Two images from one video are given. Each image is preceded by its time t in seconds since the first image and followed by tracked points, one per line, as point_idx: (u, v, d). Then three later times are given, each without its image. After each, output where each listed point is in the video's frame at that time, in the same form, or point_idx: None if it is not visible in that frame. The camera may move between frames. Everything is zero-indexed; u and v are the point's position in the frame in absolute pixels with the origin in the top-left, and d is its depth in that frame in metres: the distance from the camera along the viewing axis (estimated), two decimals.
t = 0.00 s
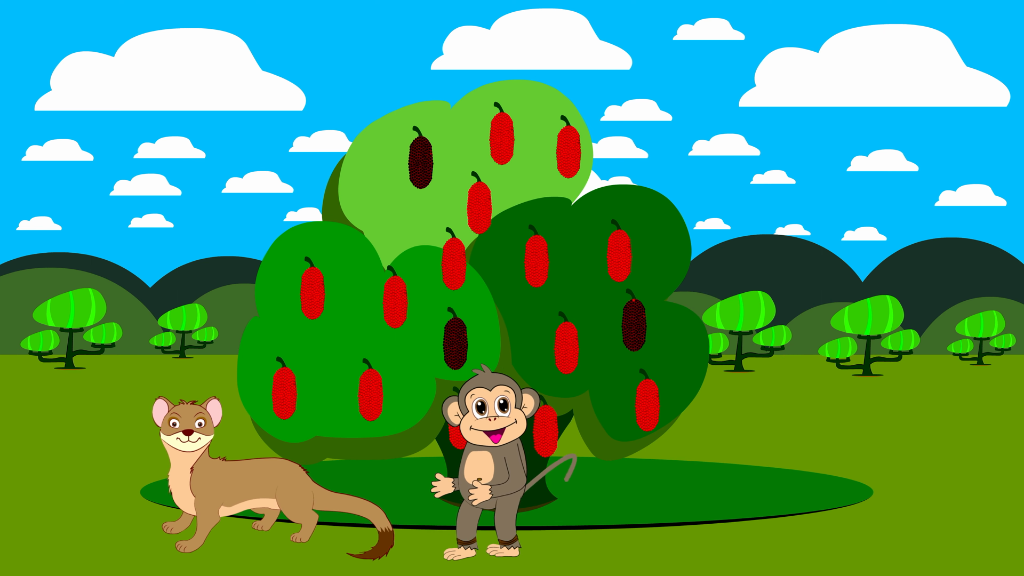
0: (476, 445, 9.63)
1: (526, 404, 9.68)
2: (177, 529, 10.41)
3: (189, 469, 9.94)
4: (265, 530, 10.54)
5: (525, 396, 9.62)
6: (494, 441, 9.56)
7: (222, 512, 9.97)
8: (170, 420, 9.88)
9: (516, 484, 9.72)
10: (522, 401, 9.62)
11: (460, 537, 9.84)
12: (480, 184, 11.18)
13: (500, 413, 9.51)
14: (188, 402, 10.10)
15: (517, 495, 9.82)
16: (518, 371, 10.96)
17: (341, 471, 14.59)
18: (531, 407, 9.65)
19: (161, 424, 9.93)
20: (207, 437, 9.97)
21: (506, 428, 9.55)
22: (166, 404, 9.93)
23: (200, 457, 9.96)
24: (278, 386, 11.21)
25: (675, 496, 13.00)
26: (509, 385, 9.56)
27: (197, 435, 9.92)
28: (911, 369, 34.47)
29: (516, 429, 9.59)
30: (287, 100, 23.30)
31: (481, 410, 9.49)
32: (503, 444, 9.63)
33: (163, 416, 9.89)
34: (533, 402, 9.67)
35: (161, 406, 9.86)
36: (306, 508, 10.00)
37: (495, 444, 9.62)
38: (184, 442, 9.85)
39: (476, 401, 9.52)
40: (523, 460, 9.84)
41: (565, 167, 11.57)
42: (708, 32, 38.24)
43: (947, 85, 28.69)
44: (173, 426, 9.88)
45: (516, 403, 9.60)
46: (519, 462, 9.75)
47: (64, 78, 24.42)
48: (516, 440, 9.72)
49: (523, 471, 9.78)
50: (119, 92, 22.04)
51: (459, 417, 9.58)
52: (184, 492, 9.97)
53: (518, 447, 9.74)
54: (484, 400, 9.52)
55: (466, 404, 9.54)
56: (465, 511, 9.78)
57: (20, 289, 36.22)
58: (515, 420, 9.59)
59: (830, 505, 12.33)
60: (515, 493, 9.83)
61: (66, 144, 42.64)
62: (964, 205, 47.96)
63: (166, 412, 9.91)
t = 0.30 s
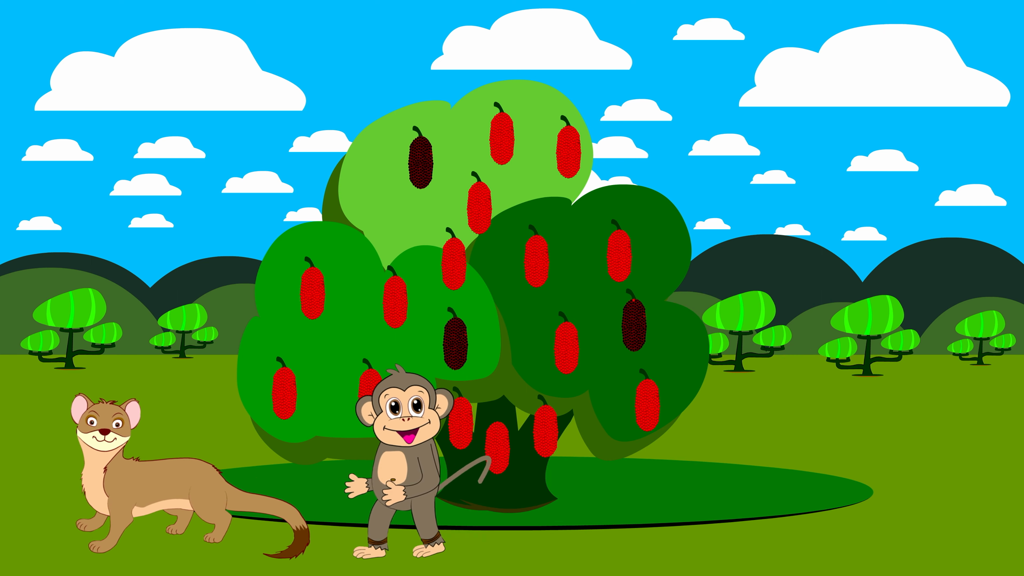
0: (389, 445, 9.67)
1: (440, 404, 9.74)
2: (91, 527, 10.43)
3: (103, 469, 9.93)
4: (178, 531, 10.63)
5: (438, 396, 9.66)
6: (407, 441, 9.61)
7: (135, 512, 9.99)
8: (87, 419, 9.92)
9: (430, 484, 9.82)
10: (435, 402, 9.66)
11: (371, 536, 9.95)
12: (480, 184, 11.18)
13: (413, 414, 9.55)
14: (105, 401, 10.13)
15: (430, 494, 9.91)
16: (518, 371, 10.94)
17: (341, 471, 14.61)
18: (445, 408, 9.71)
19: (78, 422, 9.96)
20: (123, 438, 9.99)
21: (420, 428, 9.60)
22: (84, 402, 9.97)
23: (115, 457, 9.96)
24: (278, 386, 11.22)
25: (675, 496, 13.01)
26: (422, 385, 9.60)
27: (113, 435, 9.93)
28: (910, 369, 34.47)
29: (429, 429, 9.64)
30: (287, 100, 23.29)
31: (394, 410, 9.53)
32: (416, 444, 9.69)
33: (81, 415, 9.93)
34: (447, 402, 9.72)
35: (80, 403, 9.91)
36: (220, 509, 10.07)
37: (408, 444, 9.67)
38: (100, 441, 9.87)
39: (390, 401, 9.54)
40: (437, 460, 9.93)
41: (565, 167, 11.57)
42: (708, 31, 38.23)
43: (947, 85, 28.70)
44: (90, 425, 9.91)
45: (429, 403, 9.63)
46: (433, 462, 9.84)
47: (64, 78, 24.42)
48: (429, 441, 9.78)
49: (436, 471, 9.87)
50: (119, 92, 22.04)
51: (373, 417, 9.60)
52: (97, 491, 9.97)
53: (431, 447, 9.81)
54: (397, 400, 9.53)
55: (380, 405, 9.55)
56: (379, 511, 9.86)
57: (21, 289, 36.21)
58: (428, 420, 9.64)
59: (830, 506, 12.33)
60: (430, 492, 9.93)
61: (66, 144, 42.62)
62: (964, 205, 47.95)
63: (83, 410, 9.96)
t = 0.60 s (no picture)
0: (303, 445, 9.61)
1: (354, 404, 9.64)
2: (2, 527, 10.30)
3: (16, 469, 9.86)
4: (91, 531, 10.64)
5: (352, 397, 9.57)
6: (321, 441, 9.55)
7: (49, 512, 9.97)
8: None
9: (343, 484, 9.79)
10: (349, 402, 9.58)
11: (286, 537, 9.90)
12: (480, 184, 11.18)
13: (327, 413, 9.48)
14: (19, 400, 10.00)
15: (343, 494, 9.87)
16: (518, 371, 10.91)
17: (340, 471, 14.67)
18: (359, 407, 9.63)
19: None
20: (36, 437, 9.89)
21: (333, 429, 9.54)
22: None
23: (28, 457, 9.89)
24: (278, 386, 11.19)
25: (675, 496, 13.00)
26: (337, 385, 9.50)
27: (26, 435, 9.83)
28: (910, 369, 34.47)
29: (343, 428, 9.59)
30: (286, 100, 23.30)
31: (308, 410, 9.44)
32: (330, 444, 9.63)
33: None
34: (361, 402, 9.64)
35: None
36: (133, 509, 10.02)
37: (322, 444, 9.61)
38: (12, 442, 9.75)
39: (303, 401, 9.45)
40: (351, 459, 9.88)
41: (565, 167, 11.57)
42: (708, 32, 38.25)
43: (947, 86, 28.70)
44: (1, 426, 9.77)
45: (343, 403, 9.55)
46: (346, 461, 9.79)
47: (64, 78, 24.42)
48: (343, 440, 9.72)
49: (350, 471, 9.84)
50: (119, 92, 22.06)
51: (287, 416, 9.50)
52: (9, 491, 9.88)
53: (345, 447, 9.75)
54: (311, 400, 9.44)
55: (293, 404, 9.46)
56: (293, 510, 9.82)
57: (20, 289, 36.23)
58: (342, 420, 9.57)
59: (830, 506, 12.33)
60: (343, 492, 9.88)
61: (66, 144, 42.64)
62: (963, 205, 47.96)
63: None
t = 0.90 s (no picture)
0: (216, 446, 9.74)
1: (267, 405, 9.89)
2: None
3: None
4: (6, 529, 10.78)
5: (265, 396, 9.83)
6: (235, 441, 9.72)
7: None
8: None
9: (256, 484, 9.90)
10: (262, 402, 9.83)
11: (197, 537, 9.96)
12: (480, 184, 11.17)
13: (241, 414, 9.69)
14: None
15: (257, 495, 9.99)
16: (518, 371, 10.88)
17: (341, 471, 14.71)
18: (272, 408, 9.88)
19: None
20: None
21: (247, 429, 9.73)
22: None
23: None
24: (278, 387, 11.27)
25: (675, 496, 13.01)
26: (249, 385, 9.74)
27: None
28: (910, 369, 34.47)
29: (257, 429, 9.79)
30: (286, 100, 23.30)
31: (221, 410, 9.62)
32: (244, 444, 9.79)
33: None
34: (274, 403, 9.89)
35: None
36: (46, 509, 10.24)
37: (235, 445, 9.76)
38: None
39: (217, 402, 9.63)
40: (264, 461, 10.04)
41: (565, 167, 11.56)
42: (708, 32, 38.26)
43: (947, 86, 28.73)
44: None
45: (257, 404, 9.79)
46: (259, 463, 9.94)
47: (64, 78, 24.42)
48: (256, 441, 9.90)
49: (263, 472, 9.99)
50: (119, 92, 22.05)
51: (200, 416, 9.66)
52: None
53: (258, 448, 9.92)
54: (225, 400, 9.64)
55: (207, 404, 9.62)
56: (206, 511, 9.88)
57: (21, 289, 36.23)
58: (255, 421, 9.79)
59: (830, 506, 12.33)
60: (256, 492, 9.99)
61: (66, 144, 42.65)
62: (963, 205, 47.98)
63: None
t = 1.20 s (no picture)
0: (129, 446, 10.01)
1: (181, 406, 10.22)
2: None
3: None
4: None
5: (178, 397, 10.17)
6: (148, 441, 10.00)
7: None
8: None
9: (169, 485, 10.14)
10: (175, 403, 10.16)
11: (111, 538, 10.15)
12: (479, 184, 11.16)
13: (154, 413, 9.98)
14: None
15: (169, 497, 10.23)
16: (518, 371, 10.86)
17: (341, 471, 14.74)
18: (185, 409, 10.21)
19: None
20: None
21: (160, 428, 10.03)
22: None
23: None
24: (278, 387, 11.30)
25: (676, 496, 13.00)
26: (163, 385, 10.08)
27: None
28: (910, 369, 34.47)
29: (170, 429, 10.09)
30: (286, 100, 23.29)
31: (135, 410, 9.94)
32: (157, 444, 10.07)
33: None
34: (187, 404, 10.23)
35: None
36: None
37: (149, 445, 10.04)
38: None
39: (131, 401, 9.95)
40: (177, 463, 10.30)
41: (565, 167, 11.56)
42: (708, 32, 38.26)
43: (948, 86, 28.75)
44: None
45: (170, 404, 10.12)
46: (173, 463, 10.19)
47: (64, 78, 24.43)
48: (170, 442, 10.18)
49: (176, 473, 10.23)
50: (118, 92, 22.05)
51: (114, 416, 9.95)
52: None
53: (172, 449, 10.19)
54: (138, 400, 9.97)
55: (121, 404, 9.93)
56: (119, 512, 10.09)
57: (21, 290, 36.23)
58: (169, 421, 10.10)
59: (830, 506, 12.33)
60: (168, 493, 10.23)
61: (66, 144, 42.65)
62: (964, 205, 47.99)
63: None
